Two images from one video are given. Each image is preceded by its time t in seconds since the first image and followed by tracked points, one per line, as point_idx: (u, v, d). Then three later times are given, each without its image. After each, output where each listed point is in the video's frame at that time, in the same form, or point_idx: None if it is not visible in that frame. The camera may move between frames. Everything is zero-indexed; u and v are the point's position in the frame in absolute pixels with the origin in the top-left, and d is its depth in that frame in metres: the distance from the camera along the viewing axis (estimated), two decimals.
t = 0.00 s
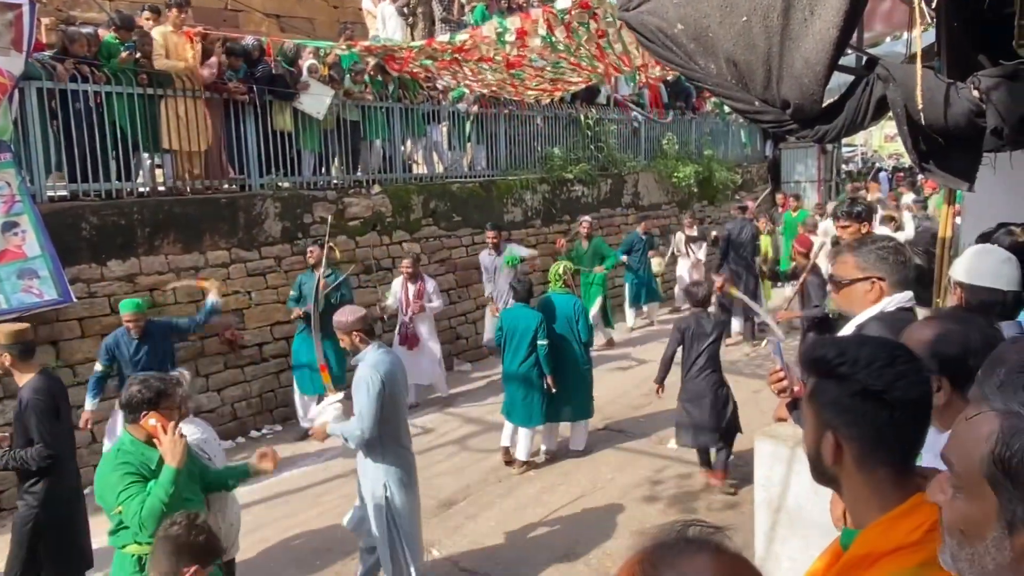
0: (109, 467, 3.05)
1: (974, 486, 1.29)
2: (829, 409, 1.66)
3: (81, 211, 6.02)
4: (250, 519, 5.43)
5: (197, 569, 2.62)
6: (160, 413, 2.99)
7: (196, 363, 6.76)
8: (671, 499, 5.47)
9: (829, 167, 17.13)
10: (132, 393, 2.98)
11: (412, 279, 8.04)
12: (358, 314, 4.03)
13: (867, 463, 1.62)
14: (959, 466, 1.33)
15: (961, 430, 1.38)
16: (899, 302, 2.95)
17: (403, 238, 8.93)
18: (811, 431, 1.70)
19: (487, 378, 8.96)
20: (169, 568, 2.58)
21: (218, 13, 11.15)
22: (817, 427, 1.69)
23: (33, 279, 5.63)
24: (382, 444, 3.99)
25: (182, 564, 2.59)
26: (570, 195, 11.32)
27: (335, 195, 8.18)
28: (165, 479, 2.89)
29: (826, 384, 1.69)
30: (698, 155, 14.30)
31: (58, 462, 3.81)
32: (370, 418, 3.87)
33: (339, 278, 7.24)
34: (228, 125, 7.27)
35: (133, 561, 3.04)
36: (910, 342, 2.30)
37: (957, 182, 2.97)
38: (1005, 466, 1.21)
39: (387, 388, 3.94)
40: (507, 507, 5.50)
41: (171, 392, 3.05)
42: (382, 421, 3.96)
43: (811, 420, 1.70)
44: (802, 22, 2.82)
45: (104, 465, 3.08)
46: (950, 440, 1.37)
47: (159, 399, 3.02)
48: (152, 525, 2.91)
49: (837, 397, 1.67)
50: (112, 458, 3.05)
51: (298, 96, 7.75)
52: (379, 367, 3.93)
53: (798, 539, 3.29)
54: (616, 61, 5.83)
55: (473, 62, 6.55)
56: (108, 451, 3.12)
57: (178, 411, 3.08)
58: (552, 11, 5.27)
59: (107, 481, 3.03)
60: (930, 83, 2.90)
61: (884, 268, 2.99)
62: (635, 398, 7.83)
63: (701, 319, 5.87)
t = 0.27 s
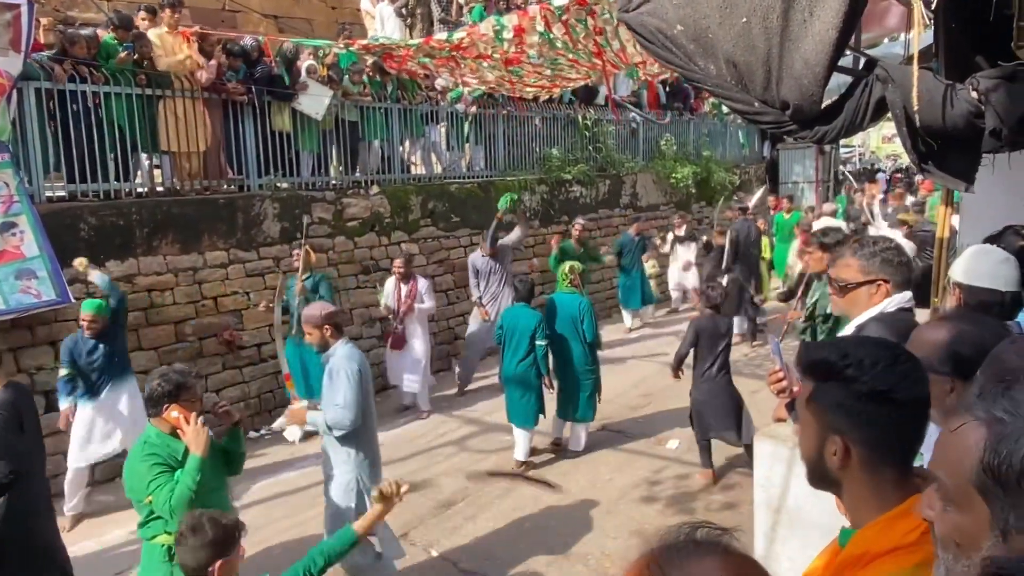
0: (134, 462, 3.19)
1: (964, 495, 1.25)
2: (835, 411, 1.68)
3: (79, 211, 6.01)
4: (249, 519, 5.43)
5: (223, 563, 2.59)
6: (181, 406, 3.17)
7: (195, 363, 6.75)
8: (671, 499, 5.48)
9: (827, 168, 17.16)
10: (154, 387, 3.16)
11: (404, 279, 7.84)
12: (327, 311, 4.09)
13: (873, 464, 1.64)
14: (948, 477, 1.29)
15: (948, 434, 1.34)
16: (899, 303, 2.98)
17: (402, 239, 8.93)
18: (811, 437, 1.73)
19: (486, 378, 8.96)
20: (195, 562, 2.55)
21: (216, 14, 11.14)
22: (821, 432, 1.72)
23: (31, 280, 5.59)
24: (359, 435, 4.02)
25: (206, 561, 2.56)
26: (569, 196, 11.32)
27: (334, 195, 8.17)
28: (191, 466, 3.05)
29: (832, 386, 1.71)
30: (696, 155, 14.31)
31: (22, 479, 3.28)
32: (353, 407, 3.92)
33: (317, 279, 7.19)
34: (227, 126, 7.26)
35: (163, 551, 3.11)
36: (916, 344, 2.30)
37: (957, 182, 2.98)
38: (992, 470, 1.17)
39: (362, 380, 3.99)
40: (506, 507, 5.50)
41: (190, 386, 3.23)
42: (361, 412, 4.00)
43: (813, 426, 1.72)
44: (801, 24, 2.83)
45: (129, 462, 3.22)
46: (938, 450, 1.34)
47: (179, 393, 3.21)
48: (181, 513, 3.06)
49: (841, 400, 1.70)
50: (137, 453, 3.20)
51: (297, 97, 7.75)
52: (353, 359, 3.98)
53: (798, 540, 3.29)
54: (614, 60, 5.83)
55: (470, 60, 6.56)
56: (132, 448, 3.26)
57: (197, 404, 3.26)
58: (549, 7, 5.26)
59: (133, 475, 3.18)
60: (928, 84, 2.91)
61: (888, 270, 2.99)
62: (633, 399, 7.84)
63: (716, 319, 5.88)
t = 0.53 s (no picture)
0: (163, 451, 3.25)
1: (930, 526, 1.28)
2: (843, 417, 1.73)
3: (77, 213, 6.01)
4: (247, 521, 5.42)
5: (293, 501, 2.86)
6: (206, 397, 3.27)
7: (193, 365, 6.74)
8: (669, 501, 5.49)
9: (825, 169, 17.19)
10: (177, 379, 3.26)
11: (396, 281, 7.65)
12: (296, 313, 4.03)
13: (879, 471, 1.68)
14: (914, 506, 1.31)
15: (902, 462, 1.37)
16: (897, 305, 2.99)
17: (400, 240, 8.93)
18: (815, 443, 1.78)
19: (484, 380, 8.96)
20: (267, 501, 2.78)
21: (214, 15, 11.15)
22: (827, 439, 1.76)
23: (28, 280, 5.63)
24: (331, 438, 3.98)
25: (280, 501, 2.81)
26: (567, 197, 11.32)
27: (332, 197, 8.17)
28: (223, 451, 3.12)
29: (842, 391, 1.76)
30: (694, 157, 14.32)
31: None
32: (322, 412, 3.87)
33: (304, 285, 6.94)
34: (225, 127, 7.25)
35: (197, 537, 3.17)
36: (917, 350, 2.30)
37: (953, 186, 2.97)
38: (962, 501, 1.24)
39: (333, 384, 3.94)
40: (504, 509, 5.51)
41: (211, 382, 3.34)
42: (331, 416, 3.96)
43: (819, 432, 1.77)
44: (800, 27, 2.83)
45: (158, 452, 3.29)
46: (898, 480, 1.36)
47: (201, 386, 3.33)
48: (219, 497, 3.11)
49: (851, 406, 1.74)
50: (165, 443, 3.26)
51: (295, 98, 7.75)
52: (323, 362, 3.94)
53: (796, 542, 3.30)
54: (612, 60, 5.83)
55: (468, 59, 6.56)
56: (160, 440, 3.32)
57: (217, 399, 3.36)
58: (546, 7, 5.23)
59: (162, 464, 3.23)
60: (925, 88, 2.93)
61: (884, 274, 3.00)
62: (631, 400, 7.85)
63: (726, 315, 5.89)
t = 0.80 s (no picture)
0: (184, 445, 3.25)
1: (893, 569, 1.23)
2: (843, 419, 1.74)
3: (75, 213, 6.01)
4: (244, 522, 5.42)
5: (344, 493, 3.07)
6: (221, 392, 3.29)
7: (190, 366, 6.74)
8: (666, 503, 5.49)
9: (823, 171, 17.23)
10: (192, 375, 3.25)
11: (382, 287, 7.65)
12: (274, 318, 3.87)
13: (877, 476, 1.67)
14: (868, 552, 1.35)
15: (851, 510, 1.40)
16: (893, 308, 2.99)
17: (398, 241, 8.93)
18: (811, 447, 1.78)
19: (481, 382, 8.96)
20: (325, 496, 2.99)
21: (213, 15, 11.16)
22: (825, 444, 1.75)
23: (26, 281, 5.61)
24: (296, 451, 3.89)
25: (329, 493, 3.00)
26: (565, 199, 11.33)
27: (330, 198, 8.18)
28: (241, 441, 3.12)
29: (841, 394, 1.81)
30: (692, 159, 14.33)
31: None
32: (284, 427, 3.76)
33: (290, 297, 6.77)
34: (223, 128, 7.25)
35: (217, 530, 3.24)
36: (912, 355, 2.31)
37: (950, 188, 3.00)
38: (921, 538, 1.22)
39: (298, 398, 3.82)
40: (502, 511, 5.51)
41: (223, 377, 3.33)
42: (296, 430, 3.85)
43: (818, 437, 1.77)
44: (797, 31, 2.85)
45: (178, 446, 3.29)
46: (848, 527, 1.40)
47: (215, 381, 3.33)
48: (244, 486, 3.11)
49: (850, 410, 1.76)
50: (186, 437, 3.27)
51: (294, 99, 7.75)
52: (291, 376, 3.80)
53: (793, 544, 3.31)
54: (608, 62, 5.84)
55: (466, 59, 6.56)
56: (178, 434, 3.31)
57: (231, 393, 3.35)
58: (544, 8, 5.26)
59: (183, 458, 3.24)
60: (923, 90, 2.93)
61: (878, 276, 3.01)
62: (628, 402, 7.85)
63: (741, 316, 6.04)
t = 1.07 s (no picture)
0: (201, 440, 3.23)
1: None
2: (834, 419, 1.81)
3: (74, 211, 6.00)
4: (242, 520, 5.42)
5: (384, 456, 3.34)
6: (239, 388, 3.22)
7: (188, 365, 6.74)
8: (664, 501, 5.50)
9: (822, 171, 17.24)
10: (212, 371, 3.18)
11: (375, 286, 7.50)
12: (253, 318, 3.81)
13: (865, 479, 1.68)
14: None
15: (798, 542, 1.39)
16: (889, 307, 2.99)
17: (397, 240, 8.94)
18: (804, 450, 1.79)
19: (480, 381, 8.96)
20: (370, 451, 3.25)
21: (212, 13, 11.15)
22: (816, 442, 1.85)
23: (25, 278, 5.59)
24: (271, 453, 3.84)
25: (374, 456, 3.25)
26: (565, 198, 11.33)
27: (329, 196, 8.18)
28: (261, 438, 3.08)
29: (832, 393, 1.85)
30: (691, 159, 14.34)
31: None
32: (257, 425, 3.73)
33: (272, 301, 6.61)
34: (222, 125, 7.25)
35: (233, 524, 3.24)
36: (904, 355, 2.33)
37: (947, 189, 3.00)
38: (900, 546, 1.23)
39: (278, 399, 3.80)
40: (500, 509, 5.52)
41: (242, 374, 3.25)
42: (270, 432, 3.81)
43: (808, 435, 1.86)
44: (795, 31, 2.86)
45: (195, 441, 3.26)
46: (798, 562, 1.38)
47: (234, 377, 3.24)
48: (256, 484, 3.09)
49: (841, 408, 1.83)
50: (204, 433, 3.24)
51: (293, 98, 7.75)
52: (269, 378, 3.76)
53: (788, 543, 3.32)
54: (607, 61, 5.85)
55: (466, 58, 6.56)
56: (194, 430, 3.29)
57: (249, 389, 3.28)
58: (543, 7, 5.28)
59: (200, 453, 3.21)
60: (920, 91, 2.93)
61: (871, 276, 3.01)
62: (627, 401, 7.87)
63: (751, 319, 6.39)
